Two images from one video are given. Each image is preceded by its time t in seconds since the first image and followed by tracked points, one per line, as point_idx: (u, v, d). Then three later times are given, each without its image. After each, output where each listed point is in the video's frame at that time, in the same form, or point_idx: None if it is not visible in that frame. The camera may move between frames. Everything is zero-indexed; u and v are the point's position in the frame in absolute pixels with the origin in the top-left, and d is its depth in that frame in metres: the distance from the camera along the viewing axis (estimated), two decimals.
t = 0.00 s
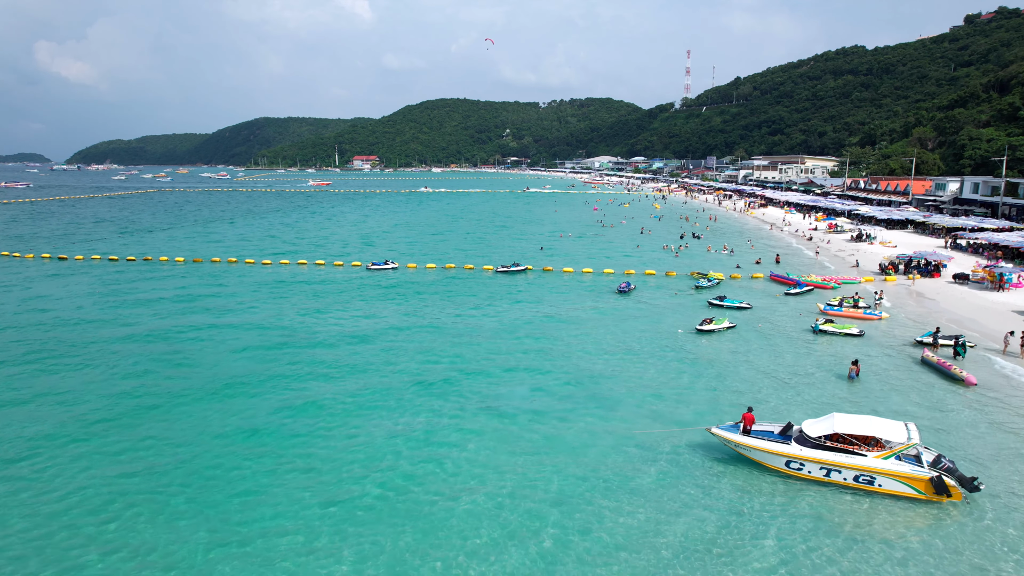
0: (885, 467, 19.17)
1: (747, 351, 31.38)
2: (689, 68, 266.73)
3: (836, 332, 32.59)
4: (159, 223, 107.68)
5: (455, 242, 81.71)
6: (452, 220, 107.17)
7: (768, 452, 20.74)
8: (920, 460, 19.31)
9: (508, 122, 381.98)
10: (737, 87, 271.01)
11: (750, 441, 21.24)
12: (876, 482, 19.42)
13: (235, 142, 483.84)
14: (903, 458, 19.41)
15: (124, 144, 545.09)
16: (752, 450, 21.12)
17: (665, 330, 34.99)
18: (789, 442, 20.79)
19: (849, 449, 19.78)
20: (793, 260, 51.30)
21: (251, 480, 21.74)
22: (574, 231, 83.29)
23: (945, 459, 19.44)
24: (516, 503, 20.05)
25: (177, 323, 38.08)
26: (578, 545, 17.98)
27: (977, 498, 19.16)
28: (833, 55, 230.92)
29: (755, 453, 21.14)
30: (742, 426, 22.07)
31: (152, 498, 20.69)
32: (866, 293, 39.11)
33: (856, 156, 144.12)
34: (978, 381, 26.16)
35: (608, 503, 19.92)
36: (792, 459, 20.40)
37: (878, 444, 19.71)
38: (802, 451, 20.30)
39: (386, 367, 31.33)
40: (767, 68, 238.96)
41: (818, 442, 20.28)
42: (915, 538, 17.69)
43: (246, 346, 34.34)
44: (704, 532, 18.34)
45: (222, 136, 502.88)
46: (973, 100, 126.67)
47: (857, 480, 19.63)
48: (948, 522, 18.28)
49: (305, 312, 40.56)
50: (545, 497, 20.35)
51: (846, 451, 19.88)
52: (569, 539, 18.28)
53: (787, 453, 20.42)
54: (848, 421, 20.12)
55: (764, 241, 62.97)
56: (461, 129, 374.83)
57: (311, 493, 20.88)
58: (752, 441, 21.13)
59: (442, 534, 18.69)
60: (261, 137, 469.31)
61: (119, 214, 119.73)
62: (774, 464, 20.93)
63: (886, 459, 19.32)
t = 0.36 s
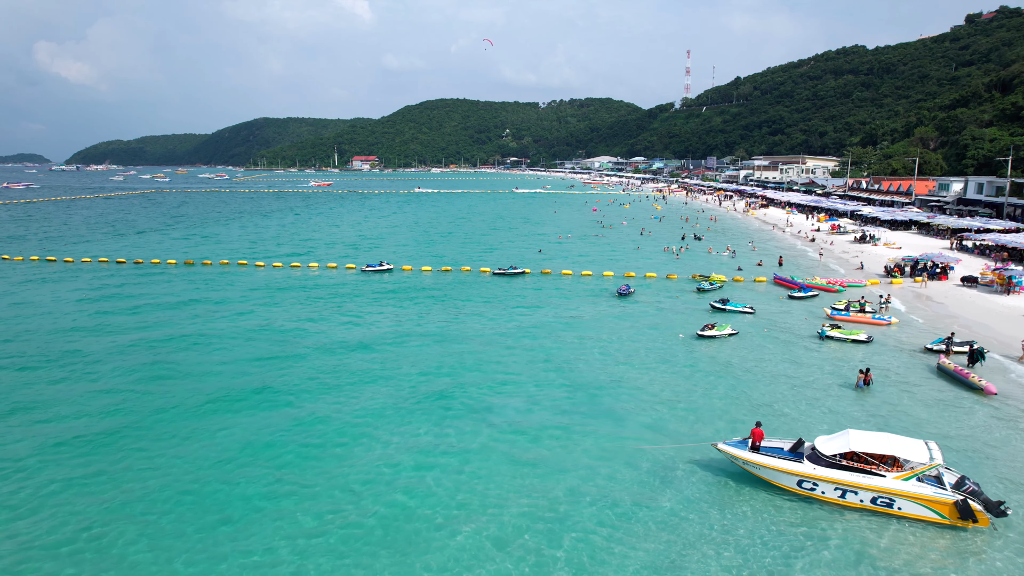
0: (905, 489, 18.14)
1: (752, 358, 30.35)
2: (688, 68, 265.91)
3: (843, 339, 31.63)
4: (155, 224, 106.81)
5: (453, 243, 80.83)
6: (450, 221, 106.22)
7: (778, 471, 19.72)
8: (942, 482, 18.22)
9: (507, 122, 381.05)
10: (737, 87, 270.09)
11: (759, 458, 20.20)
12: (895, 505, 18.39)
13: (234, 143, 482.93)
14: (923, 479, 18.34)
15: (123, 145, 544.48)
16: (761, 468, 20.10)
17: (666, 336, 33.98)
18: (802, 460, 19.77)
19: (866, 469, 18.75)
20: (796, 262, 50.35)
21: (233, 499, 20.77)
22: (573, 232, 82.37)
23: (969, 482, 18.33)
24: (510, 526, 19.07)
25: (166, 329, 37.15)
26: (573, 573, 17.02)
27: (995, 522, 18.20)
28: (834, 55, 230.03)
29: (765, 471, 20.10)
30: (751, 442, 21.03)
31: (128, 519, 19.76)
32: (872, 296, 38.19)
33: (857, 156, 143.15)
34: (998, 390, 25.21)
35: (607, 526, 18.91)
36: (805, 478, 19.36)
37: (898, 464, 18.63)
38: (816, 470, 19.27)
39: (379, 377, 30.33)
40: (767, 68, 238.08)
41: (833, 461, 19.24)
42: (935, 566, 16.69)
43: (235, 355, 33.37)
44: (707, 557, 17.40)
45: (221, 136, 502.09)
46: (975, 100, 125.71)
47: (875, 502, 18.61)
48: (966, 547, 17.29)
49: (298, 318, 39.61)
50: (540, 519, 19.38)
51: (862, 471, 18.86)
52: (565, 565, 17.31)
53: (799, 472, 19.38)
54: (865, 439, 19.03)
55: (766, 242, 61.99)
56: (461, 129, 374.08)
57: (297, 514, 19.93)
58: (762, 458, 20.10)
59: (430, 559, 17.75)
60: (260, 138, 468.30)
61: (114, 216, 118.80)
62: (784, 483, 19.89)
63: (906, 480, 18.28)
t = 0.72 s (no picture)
0: (929, 516, 17.02)
1: (755, 367, 29.41)
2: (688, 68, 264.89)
3: (852, 345, 30.66)
4: (151, 225, 106.04)
5: (452, 245, 79.91)
6: (448, 222, 105.27)
7: (790, 492, 18.69)
8: (968, 508, 17.12)
9: (507, 122, 380.19)
10: (737, 87, 269.06)
11: (769, 478, 19.21)
12: (917, 532, 17.28)
13: (233, 143, 481.82)
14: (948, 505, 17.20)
15: (123, 146, 543.53)
16: (771, 489, 19.10)
17: (667, 343, 33.04)
18: (816, 481, 18.59)
19: (887, 493, 17.55)
20: (800, 265, 49.38)
21: (214, 521, 19.81)
22: (573, 233, 81.43)
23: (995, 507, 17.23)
24: (503, 553, 18.07)
25: (154, 337, 36.21)
26: None
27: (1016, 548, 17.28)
28: (834, 54, 229.09)
29: (777, 493, 19.00)
30: (760, 460, 19.88)
31: (103, 545, 18.76)
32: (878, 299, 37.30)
33: (858, 156, 142.19)
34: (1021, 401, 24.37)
35: (605, 554, 17.90)
36: (820, 501, 18.22)
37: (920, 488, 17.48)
38: (832, 493, 18.12)
39: (370, 388, 29.40)
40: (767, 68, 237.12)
41: (851, 483, 18.01)
42: None
43: (223, 363, 32.41)
44: None
45: (220, 136, 501.18)
46: (977, 100, 124.71)
47: (896, 529, 17.48)
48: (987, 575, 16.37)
49: (289, 324, 38.64)
50: (535, 544, 18.41)
51: (882, 495, 17.68)
52: None
53: (814, 495, 18.24)
54: (885, 460, 17.81)
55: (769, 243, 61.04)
56: (460, 129, 373.39)
57: (279, 540, 18.92)
58: (773, 478, 19.10)
59: None
60: (259, 139, 467.15)
61: (110, 217, 117.87)
62: (797, 506, 18.80)
63: (930, 506, 17.14)
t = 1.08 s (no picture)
0: (957, 549, 15.62)
1: (760, 378, 28.31)
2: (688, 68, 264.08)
3: (860, 353, 29.96)
4: (147, 227, 105.15)
5: (450, 247, 78.86)
6: (447, 224, 104.29)
7: (804, 519, 17.46)
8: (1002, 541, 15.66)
9: (506, 122, 379.35)
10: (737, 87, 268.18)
11: (782, 503, 17.98)
12: (946, 566, 15.84)
13: (233, 144, 480.96)
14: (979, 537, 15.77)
15: (122, 146, 542.71)
16: (784, 516, 17.85)
17: (667, 352, 31.95)
18: (833, 509, 17.35)
19: (911, 523, 16.21)
20: (803, 267, 48.32)
21: (185, 541, 18.66)
22: (572, 235, 80.39)
23: None
24: None
25: (136, 337, 35.02)
26: None
27: None
28: (834, 54, 228.26)
29: (789, 519, 17.82)
30: (771, 483, 18.76)
31: (65, 567, 17.62)
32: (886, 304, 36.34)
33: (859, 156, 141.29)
34: None
35: None
36: (838, 530, 16.95)
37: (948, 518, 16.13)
38: (850, 522, 16.84)
39: (358, 394, 28.24)
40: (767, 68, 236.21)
41: (870, 512, 16.73)
42: None
43: (206, 366, 31.22)
44: None
45: (220, 137, 500.52)
46: (980, 99, 123.75)
47: (921, 562, 16.09)
48: None
49: (277, 326, 37.50)
50: (530, 567, 17.40)
51: (906, 526, 16.36)
52: None
53: (831, 523, 16.99)
54: (908, 487, 16.54)
55: (771, 245, 60.02)
56: (460, 129, 372.53)
57: (255, 561, 17.82)
58: (785, 504, 17.84)
59: None
60: (259, 139, 466.46)
61: (107, 218, 116.93)
62: (812, 534, 17.58)
63: (959, 539, 15.74)
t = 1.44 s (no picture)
0: None
1: (765, 391, 27.37)
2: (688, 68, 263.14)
3: (870, 360, 29.15)
4: (142, 228, 104.22)
5: (448, 249, 77.90)
6: (445, 225, 103.34)
7: (822, 554, 16.31)
8: None
9: (506, 123, 378.33)
10: (737, 87, 267.27)
11: (797, 537, 16.86)
12: None
13: (232, 144, 479.88)
14: None
15: (122, 147, 542.00)
16: (800, 550, 16.75)
17: (668, 362, 31.01)
18: (854, 543, 16.03)
19: (941, 560, 14.99)
20: (807, 270, 47.35)
21: (162, 570, 17.71)
22: (571, 236, 79.42)
23: None
24: None
25: (121, 345, 34.10)
26: None
27: None
28: (835, 54, 227.32)
29: (807, 554, 16.70)
30: (784, 515, 17.66)
31: None
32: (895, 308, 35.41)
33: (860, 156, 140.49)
34: None
35: None
36: (860, 567, 15.63)
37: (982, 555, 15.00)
38: (873, 558, 15.48)
39: (348, 408, 27.29)
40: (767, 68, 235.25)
41: (893, 547, 15.40)
42: None
43: (192, 377, 30.30)
44: None
45: (219, 137, 499.65)
46: (982, 99, 122.81)
47: None
48: None
49: (268, 333, 36.56)
50: None
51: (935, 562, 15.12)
52: None
53: (853, 559, 15.71)
54: (936, 520, 15.35)
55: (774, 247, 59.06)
56: (460, 130, 371.53)
57: None
58: (802, 538, 16.75)
59: None
60: (258, 140, 465.52)
61: (102, 219, 115.96)
62: (831, 571, 16.40)
63: None
